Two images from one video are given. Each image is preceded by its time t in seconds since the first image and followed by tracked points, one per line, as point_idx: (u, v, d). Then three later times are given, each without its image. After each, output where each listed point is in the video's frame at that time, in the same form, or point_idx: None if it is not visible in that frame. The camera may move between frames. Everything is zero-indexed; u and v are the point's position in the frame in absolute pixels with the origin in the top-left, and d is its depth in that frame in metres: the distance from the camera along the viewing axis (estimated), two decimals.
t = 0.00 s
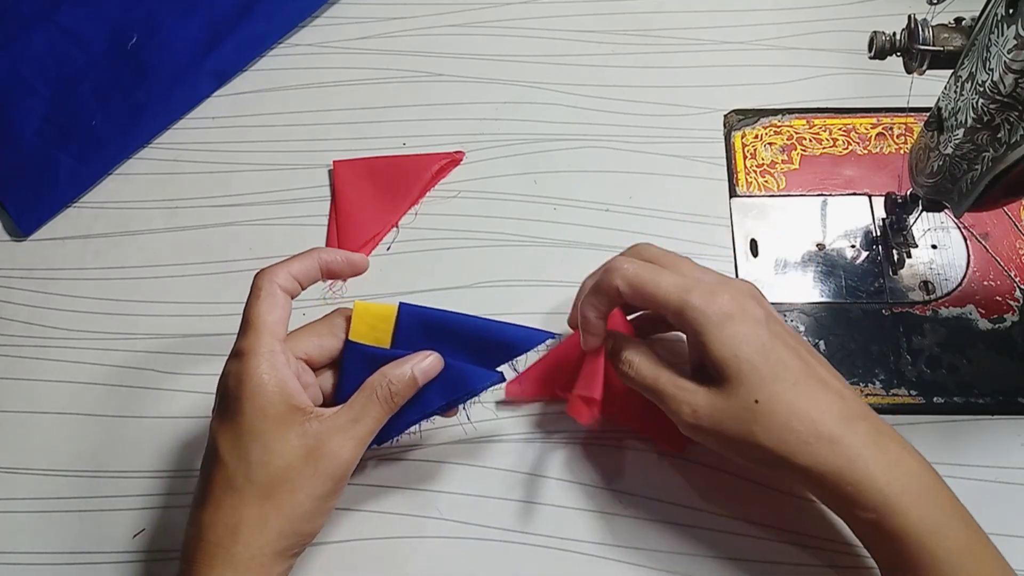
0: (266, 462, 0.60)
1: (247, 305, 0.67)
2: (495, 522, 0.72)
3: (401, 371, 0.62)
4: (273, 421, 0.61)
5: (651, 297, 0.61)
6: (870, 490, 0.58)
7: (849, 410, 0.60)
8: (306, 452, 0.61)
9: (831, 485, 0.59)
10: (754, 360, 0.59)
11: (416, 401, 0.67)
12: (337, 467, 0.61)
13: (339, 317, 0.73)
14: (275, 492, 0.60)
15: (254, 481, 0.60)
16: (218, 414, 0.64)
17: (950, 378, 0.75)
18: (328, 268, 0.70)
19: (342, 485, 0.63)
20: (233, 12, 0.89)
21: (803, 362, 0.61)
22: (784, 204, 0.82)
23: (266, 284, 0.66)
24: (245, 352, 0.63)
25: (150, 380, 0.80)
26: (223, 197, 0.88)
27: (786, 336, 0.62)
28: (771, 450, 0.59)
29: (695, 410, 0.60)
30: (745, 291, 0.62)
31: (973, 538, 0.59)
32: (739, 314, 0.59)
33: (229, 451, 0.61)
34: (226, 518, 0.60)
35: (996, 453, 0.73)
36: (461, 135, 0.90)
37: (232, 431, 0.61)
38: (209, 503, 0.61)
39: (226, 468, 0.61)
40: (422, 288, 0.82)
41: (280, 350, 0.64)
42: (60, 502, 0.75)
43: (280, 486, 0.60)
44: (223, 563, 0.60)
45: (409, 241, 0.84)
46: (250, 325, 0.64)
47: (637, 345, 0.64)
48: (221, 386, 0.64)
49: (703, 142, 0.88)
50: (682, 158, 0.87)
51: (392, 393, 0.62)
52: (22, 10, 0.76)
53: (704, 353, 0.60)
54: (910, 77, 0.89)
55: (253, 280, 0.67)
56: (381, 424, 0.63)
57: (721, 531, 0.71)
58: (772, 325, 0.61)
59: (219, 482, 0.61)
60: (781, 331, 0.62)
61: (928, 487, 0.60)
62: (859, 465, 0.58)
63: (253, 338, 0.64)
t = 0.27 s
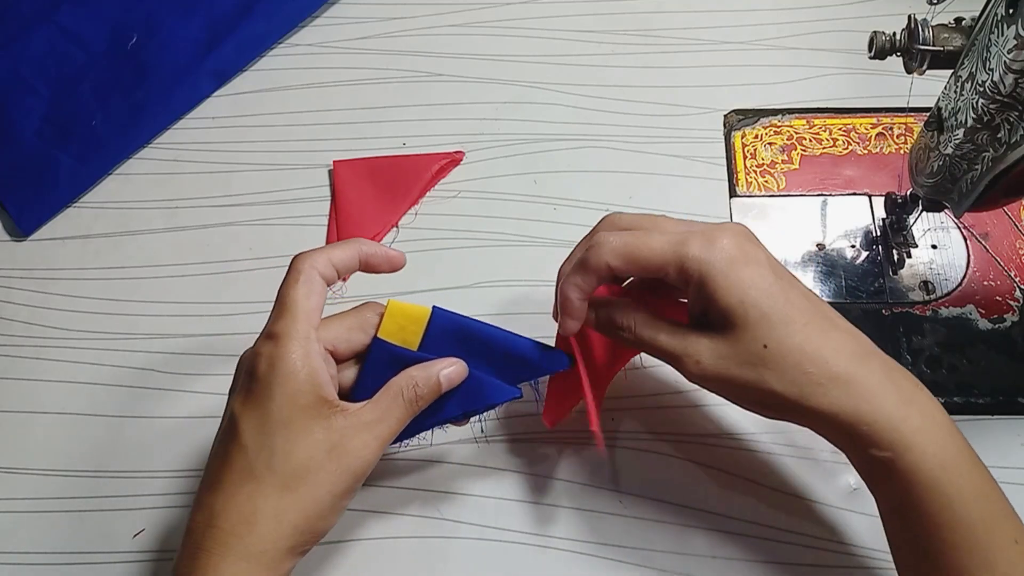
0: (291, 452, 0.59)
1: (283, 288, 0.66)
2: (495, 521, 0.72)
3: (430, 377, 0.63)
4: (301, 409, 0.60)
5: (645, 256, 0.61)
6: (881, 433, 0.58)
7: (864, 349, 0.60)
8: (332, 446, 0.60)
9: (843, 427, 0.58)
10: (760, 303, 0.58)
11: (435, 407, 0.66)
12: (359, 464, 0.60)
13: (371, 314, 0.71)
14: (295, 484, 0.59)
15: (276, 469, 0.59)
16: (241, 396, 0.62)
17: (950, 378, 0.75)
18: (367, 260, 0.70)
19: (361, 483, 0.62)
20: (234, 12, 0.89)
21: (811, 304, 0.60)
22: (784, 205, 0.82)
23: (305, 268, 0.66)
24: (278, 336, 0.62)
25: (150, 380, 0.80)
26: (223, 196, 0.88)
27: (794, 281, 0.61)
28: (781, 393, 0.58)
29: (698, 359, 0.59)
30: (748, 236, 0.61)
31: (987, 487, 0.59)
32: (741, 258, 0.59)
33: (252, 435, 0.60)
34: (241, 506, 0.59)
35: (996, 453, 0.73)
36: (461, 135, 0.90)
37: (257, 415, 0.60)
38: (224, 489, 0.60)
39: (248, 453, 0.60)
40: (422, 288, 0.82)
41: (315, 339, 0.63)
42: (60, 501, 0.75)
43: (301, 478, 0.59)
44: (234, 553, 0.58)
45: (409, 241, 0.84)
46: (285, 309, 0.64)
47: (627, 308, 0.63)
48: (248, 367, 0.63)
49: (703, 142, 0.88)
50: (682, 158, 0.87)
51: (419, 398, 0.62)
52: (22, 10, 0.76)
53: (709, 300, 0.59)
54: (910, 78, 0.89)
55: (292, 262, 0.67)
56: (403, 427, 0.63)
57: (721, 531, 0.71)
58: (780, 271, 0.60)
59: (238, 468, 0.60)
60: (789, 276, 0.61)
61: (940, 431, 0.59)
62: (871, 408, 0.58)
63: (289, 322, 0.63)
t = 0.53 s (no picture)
0: (297, 449, 0.59)
1: (285, 283, 0.64)
2: (495, 521, 0.72)
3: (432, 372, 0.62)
4: (306, 407, 0.60)
5: (647, 223, 0.60)
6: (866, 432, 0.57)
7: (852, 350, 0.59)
8: (336, 443, 0.60)
9: (827, 424, 0.57)
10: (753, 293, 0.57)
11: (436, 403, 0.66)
12: (363, 460, 0.61)
13: (370, 309, 0.70)
14: (302, 481, 0.59)
15: (283, 468, 0.59)
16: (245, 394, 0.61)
17: (950, 378, 0.75)
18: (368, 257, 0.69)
19: (365, 479, 0.63)
20: (234, 12, 0.89)
21: (805, 299, 0.59)
22: (784, 205, 0.82)
23: (307, 265, 0.64)
24: (281, 333, 0.61)
25: (150, 381, 0.80)
26: (223, 196, 0.88)
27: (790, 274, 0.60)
28: (765, 385, 0.57)
29: (685, 341, 0.59)
30: (749, 226, 0.60)
31: (970, 492, 0.58)
32: (740, 246, 0.58)
33: (257, 433, 0.60)
34: (249, 503, 0.59)
35: (995, 454, 0.73)
36: (461, 135, 0.90)
37: (262, 413, 0.59)
38: (231, 489, 0.60)
39: (253, 452, 0.59)
40: (423, 288, 0.82)
41: (318, 336, 0.62)
42: (59, 501, 0.75)
43: (308, 476, 0.59)
44: (241, 551, 0.58)
45: (409, 241, 0.84)
46: (286, 305, 0.62)
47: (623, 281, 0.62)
48: (250, 365, 0.61)
49: (703, 142, 0.88)
50: (682, 158, 0.87)
51: (423, 394, 0.62)
52: (22, 9, 0.76)
53: (700, 282, 0.58)
54: (910, 78, 0.89)
55: (294, 258, 0.65)
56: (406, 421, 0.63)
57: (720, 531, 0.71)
58: (776, 262, 0.60)
59: (244, 465, 0.59)
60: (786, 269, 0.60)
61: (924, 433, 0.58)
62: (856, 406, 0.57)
63: (291, 319, 0.61)
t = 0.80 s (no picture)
0: (290, 455, 0.59)
1: (276, 289, 0.65)
2: (496, 521, 0.72)
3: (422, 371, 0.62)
4: (298, 412, 0.60)
5: (647, 213, 0.61)
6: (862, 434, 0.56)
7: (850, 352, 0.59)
8: (330, 447, 0.60)
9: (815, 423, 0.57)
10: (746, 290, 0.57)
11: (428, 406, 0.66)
12: (357, 463, 0.61)
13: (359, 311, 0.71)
14: (296, 486, 0.59)
15: (277, 473, 0.59)
16: (238, 401, 0.62)
17: (950, 378, 0.75)
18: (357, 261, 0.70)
19: (359, 484, 0.62)
20: (234, 12, 0.89)
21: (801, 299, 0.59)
22: (784, 205, 0.82)
23: (297, 269, 0.65)
24: (273, 339, 0.62)
25: (150, 381, 0.80)
26: (223, 197, 0.88)
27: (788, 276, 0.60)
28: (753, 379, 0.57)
29: (676, 333, 0.59)
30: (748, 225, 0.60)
31: (968, 499, 0.57)
32: (732, 241, 0.58)
33: (251, 439, 0.60)
34: (245, 510, 0.59)
35: (996, 453, 0.73)
36: (461, 135, 0.90)
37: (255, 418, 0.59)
38: (225, 496, 0.59)
39: (246, 458, 0.59)
40: (422, 288, 0.82)
41: (309, 341, 0.62)
42: (59, 501, 0.75)
43: (302, 480, 0.59)
44: (235, 558, 0.58)
45: (409, 241, 0.84)
46: (279, 312, 0.63)
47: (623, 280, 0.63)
48: (243, 372, 0.62)
49: (703, 142, 0.88)
50: (682, 158, 0.87)
51: (415, 395, 0.62)
52: (22, 10, 0.76)
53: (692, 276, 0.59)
54: (910, 78, 0.89)
55: (284, 264, 0.66)
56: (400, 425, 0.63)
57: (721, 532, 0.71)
58: (773, 261, 0.60)
59: (238, 472, 0.59)
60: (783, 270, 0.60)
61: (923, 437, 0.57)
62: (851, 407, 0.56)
63: (283, 325, 0.62)
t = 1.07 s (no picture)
0: (281, 463, 0.60)
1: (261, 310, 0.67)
2: (496, 521, 0.72)
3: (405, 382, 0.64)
4: (287, 423, 0.61)
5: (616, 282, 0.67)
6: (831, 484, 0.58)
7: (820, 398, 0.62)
8: (319, 454, 0.61)
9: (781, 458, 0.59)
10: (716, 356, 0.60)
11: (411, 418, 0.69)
12: (347, 468, 0.62)
13: (342, 330, 0.73)
14: (288, 492, 0.60)
15: (269, 481, 0.60)
16: (228, 415, 0.63)
17: (950, 379, 0.75)
18: (339, 284, 0.71)
19: (351, 490, 0.63)
20: (233, 13, 0.89)
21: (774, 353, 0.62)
22: (784, 205, 0.82)
23: (280, 292, 0.67)
24: (260, 354, 0.63)
25: (150, 381, 0.80)
26: (223, 197, 0.88)
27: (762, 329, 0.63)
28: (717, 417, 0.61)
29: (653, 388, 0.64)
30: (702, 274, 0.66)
31: (921, 501, 0.60)
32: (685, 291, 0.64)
33: (242, 451, 0.61)
34: (240, 517, 0.59)
35: (997, 454, 0.73)
36: (461, 135, 0.90)
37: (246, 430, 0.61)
38: (219, 506, 0.60)
39: (239, 470, 0.61)
40: (422, 288, 0.82)
41: (294, 355, 0.64)
42: (59, 501, 0.75)
43: (294, 487, 0.60)
44: (231, 565, 0.58)
45: (409, 241, 0.84)
46: (265, 330, 0.65)
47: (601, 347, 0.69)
48: (232, 388, 0.64)
49: (704, 142, 0.88)
50: (682, 158, 0.87)
51: (398, 404, 0.64)
52: (22, 9, 0.77)
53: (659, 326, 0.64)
54: (910, 78, 0.89)
55: (269, 287, 0.68)
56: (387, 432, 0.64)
57: (722, 531, 0.70)
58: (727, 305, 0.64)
59: (232, 482, 0.60)
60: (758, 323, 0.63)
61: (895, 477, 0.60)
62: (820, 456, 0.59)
63: (269, 341, 0.64)
